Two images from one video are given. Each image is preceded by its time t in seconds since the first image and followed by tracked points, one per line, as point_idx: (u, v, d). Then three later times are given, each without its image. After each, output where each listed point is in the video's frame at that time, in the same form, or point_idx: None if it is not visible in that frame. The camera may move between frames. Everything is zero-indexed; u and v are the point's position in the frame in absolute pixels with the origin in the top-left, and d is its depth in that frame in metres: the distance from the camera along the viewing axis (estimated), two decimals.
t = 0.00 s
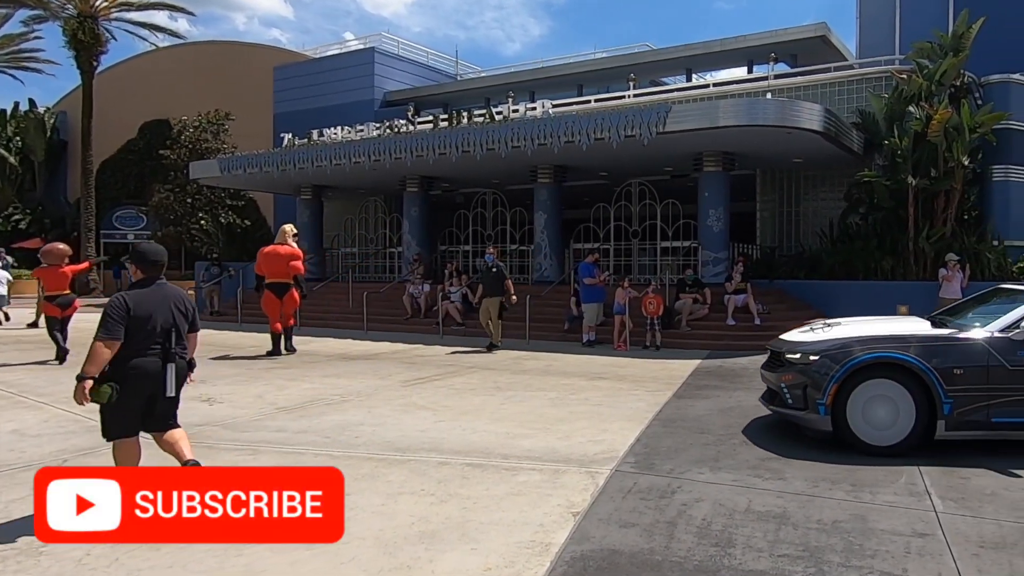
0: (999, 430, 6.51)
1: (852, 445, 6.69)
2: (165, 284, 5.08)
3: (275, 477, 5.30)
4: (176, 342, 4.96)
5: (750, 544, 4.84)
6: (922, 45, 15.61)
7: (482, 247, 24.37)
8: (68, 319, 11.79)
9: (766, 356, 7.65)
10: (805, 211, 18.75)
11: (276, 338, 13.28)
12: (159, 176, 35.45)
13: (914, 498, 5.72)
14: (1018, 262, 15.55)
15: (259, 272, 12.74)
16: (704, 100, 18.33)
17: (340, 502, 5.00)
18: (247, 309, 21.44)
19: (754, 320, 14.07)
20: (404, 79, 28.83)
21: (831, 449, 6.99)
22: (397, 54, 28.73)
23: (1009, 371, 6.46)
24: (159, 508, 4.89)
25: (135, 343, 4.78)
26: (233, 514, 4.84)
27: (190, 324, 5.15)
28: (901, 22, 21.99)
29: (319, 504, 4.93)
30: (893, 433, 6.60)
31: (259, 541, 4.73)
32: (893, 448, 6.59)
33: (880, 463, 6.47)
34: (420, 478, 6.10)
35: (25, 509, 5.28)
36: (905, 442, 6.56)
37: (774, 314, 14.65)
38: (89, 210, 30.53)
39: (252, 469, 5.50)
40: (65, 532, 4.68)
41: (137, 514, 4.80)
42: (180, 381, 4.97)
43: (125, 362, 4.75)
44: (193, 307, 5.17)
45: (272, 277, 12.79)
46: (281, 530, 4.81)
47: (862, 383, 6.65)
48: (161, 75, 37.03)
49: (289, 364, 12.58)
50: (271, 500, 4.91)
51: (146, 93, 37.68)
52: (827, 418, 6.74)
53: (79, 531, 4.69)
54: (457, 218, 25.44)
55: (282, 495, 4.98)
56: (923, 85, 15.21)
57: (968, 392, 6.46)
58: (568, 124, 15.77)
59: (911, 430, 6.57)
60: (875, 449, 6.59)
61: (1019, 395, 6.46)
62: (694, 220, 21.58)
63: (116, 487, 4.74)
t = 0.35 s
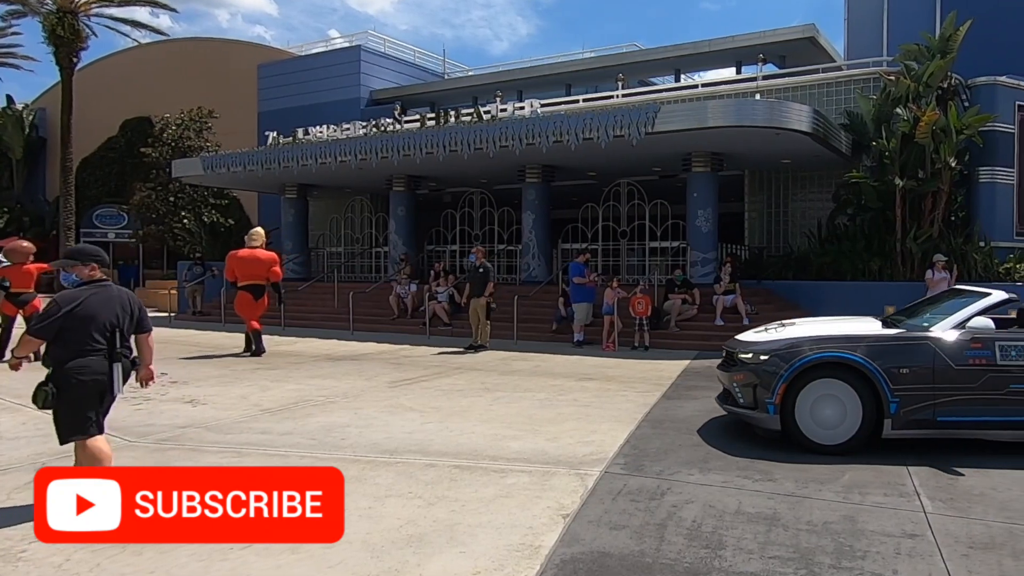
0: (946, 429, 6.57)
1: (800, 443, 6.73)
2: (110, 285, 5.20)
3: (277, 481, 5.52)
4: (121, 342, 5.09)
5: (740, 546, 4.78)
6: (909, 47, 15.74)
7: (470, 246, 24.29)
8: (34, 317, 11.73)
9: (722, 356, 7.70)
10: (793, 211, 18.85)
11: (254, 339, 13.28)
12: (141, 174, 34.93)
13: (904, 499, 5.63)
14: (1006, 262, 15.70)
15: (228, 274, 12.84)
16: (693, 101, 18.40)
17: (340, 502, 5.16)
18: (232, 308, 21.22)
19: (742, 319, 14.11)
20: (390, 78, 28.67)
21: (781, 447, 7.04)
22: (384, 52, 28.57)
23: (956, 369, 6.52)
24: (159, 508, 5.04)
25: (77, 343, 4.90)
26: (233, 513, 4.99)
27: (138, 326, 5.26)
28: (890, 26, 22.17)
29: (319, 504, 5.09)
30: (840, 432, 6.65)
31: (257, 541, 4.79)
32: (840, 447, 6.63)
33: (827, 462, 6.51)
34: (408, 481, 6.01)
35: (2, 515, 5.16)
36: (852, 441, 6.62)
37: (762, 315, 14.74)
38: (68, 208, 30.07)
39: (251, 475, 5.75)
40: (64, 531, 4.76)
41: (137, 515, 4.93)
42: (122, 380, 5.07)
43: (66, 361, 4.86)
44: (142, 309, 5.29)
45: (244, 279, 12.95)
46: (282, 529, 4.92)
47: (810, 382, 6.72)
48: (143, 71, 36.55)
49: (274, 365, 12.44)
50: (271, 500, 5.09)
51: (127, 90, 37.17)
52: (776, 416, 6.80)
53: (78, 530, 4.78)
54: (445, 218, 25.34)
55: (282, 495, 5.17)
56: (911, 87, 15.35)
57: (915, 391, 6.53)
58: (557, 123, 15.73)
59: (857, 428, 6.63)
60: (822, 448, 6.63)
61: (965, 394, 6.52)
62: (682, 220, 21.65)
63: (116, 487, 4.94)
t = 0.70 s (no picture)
0: (897, 428, 6.59)
1: (754, 442, 6.75)
2: (64, 278, 5.28)
3: (278, 481, 5.41)
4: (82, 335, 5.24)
5: (733, 546, 4.74)
6: (902, 48, 15.80)
7: (461, 245, 24.24)
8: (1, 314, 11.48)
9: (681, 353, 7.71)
10: (785, 212, 18.91)
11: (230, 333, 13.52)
12: (128, 172, 34.58)
13: (896, 499, 5.60)
14: (996, 263, 15.84)
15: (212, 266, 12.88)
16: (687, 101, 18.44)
17: (340, 502, 5.09)
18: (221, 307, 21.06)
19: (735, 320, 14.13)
20: (381, 76, 28.56)
21: (737, 446, 7.06)
22: (375, 50, 28.45)
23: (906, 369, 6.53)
24: (159, 508, 4.99)
25: (44, 335, 4.99)
26: (233, 512, 4.93)
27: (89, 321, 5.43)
28: (882, 28, 22.29)
29: (319, 504, 5.02)
30: (793, 430, 6.68)
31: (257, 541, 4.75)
32: (793, 446, 6.66)
33: (780, 460, 6.53)
34: (400, 482, 5.96)
35: None
36: (805, 439, 6.64)
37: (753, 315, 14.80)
38: (54, 206, 29.75)
39: (252, 474, 5.69)
40: (65, 531, 4.75)
41: (137, 515, 4.89)
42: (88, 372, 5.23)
43: (34, 354, 4.93)
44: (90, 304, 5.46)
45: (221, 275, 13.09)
46: (282, 529, 4.86)
47: (763, 381, 6.75)
48: (130, 68, 36.22)
49: (264, 364, 12.34)
50: (271, 500, 5.00)
51: (114, 87, 36.81)
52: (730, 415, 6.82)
53: (78, 530, 4.75)
54: (436, 217, 25.28)
55: (283, 495, 5.09)
56: (903, 88, 15.39)
57: (866, 390, 6.56)
58: (549, 122, 15.69)
59: (809, 426, 6.66)
60: (774, 446, 6.67)
61: (916, 393, 6.52)
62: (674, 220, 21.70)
63: (116, 488, 5.01)
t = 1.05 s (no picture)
0: (852, 426, 6.63)
1: (710, 440, 6.80)
2: (5, 280, 5.31)
3: (277, 481, 5.45)
4: (20, 337, 5.20)
5: (729, 547, 4.72)
6: (897, 49, 15.90)
7: (456, 245, 24.20)
8: None
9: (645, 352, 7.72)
10: (780, 212, 18.96)
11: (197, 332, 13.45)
12: (119, 170, 34.35)
13: (892, 499, 5.59)
14: (990, 263, 15.94)
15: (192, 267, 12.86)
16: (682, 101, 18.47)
17: (340, 502, 5.10)
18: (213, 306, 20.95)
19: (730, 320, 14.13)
20: (375, 75, 28.50)
21: (696, 443, 7.10)
22: (368, 49, 28.37)
23: (860, 368, 6.57)
24: (159, 508, 4.97)
25: None
26: (233, 512, 4.91)
27: (31, 321, 5.38)
28: (876, 30, 22.40)
29: (318, 504, 5.01)
30: (748, 428, 6.73)
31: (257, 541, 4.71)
32: (748, 444, 6.71)
33: (735, 458, 6.58)
34: (394, 482, 5.92)
35: None
36: (760, 437, 6.69)
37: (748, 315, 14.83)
38: (44, 205, 29.53)
39: (251, 475, 5.76)
40: (64, 531, 4.72)
41: (137, 515, 4.87)
42: (26, 374, 5.20)
43: None
44: (32, 303, 5.41)
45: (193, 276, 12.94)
46: (282, 529, 4.84)
47: (719, 380, 6.78)
48: (121, 66, 36.01)
49: (256, 364, 12.26)
50: (271, 499, 4.98)
51: (106, 85, 36.58)
52: (687, 413, 6.86)
53: (78, 530, 4.73)
54: (431, 216, 25.25)
55: (283, 495, 5.07)
56: (897, 88, 15.47)
57: (821, 389, 6.60)
58: (544, 122, 15.67)
59: (764, 424, 6.71)
60: (730, 444, 6.72)
61: (871, 392, 6.56)
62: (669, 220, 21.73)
63: (116, 488, 5.03)
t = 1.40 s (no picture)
0: (809, 424, 6.67)
1: (670, 437, 6.86)
2: None
3: (276, 483, 5.46)
4: None
5: (725, 547, 4.71)
6: (892, 49, 15.87)
7: (451, 245, 24.17)
8: None
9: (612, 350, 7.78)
10: (776, 212, 19.01)
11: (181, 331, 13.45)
12: (113, 169, 34.19)
13: (887, 499, 5.59)
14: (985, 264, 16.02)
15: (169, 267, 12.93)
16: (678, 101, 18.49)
17: (340, 502, 5.09)
18: (207, 305, 20.86)
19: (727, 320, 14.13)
20: (371, 74, 28.47)
21: (657, 440, 7.16)
22: (364, 48, 28.33)
23: (817, 366, 6.59)
24: (159, 508, 4.96)
25: None
26: (233, 512, 4.89)
27: None
28: (872, 31, 22.46)
29: (319, 504, 5.00)
30: (707, 426, 6.79)
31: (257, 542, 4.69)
32: (706, 441, 6.76)
33: (692, 455, 6.64)
34: (389, 483, 5.89)
35: None
36: (718, 434, 6.74)
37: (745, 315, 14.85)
38: (37, 203, 29.38)
39: (251, 475, 5.79)
40: (64, 531, 4.70)
41: (137, 515, 4.85)
42: None
43: None
44: None
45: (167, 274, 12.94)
46: (282, 529, 4.82)
47: (678, 377, 6.84)
48: (115, 65, 35.87)
49: (251, 364, 12.21)
50: (271, 499, 4.97)
51: (100, 83, 36.44)
52: (647, 410, 6.92)
53: (78, 530, 4.70)
54: (426, 216, 25.25)
55: (284, 495, 5.06)
56: (894, 89, 15.43)
57: (777, 388, 6.64)
58: (540, 122, 15.67)
59: (723, 422, 6.76)
60: (690, 441, 6.78)
61: (827, 390, 6.58)
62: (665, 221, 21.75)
63: (117, 489, 5.05)
